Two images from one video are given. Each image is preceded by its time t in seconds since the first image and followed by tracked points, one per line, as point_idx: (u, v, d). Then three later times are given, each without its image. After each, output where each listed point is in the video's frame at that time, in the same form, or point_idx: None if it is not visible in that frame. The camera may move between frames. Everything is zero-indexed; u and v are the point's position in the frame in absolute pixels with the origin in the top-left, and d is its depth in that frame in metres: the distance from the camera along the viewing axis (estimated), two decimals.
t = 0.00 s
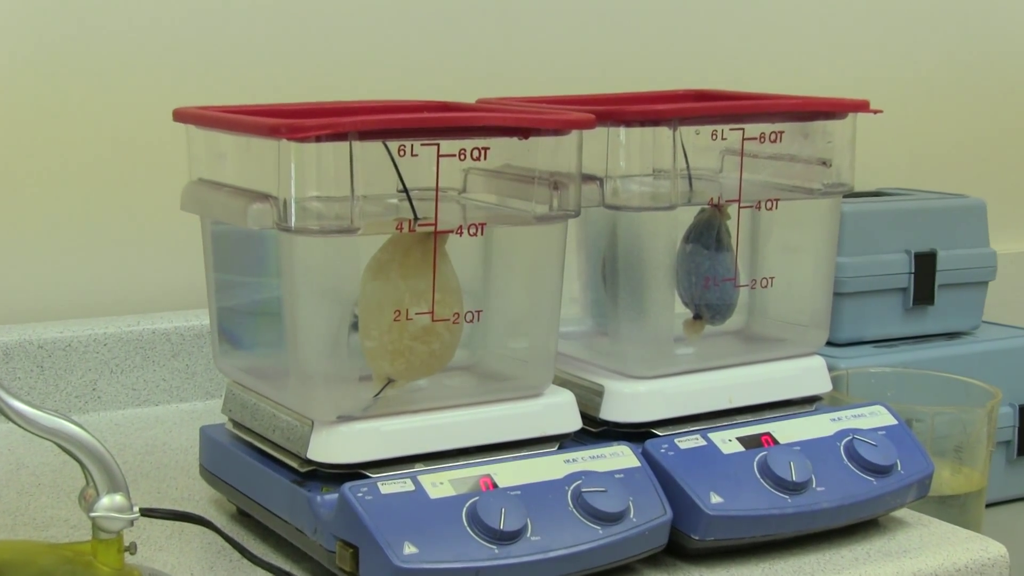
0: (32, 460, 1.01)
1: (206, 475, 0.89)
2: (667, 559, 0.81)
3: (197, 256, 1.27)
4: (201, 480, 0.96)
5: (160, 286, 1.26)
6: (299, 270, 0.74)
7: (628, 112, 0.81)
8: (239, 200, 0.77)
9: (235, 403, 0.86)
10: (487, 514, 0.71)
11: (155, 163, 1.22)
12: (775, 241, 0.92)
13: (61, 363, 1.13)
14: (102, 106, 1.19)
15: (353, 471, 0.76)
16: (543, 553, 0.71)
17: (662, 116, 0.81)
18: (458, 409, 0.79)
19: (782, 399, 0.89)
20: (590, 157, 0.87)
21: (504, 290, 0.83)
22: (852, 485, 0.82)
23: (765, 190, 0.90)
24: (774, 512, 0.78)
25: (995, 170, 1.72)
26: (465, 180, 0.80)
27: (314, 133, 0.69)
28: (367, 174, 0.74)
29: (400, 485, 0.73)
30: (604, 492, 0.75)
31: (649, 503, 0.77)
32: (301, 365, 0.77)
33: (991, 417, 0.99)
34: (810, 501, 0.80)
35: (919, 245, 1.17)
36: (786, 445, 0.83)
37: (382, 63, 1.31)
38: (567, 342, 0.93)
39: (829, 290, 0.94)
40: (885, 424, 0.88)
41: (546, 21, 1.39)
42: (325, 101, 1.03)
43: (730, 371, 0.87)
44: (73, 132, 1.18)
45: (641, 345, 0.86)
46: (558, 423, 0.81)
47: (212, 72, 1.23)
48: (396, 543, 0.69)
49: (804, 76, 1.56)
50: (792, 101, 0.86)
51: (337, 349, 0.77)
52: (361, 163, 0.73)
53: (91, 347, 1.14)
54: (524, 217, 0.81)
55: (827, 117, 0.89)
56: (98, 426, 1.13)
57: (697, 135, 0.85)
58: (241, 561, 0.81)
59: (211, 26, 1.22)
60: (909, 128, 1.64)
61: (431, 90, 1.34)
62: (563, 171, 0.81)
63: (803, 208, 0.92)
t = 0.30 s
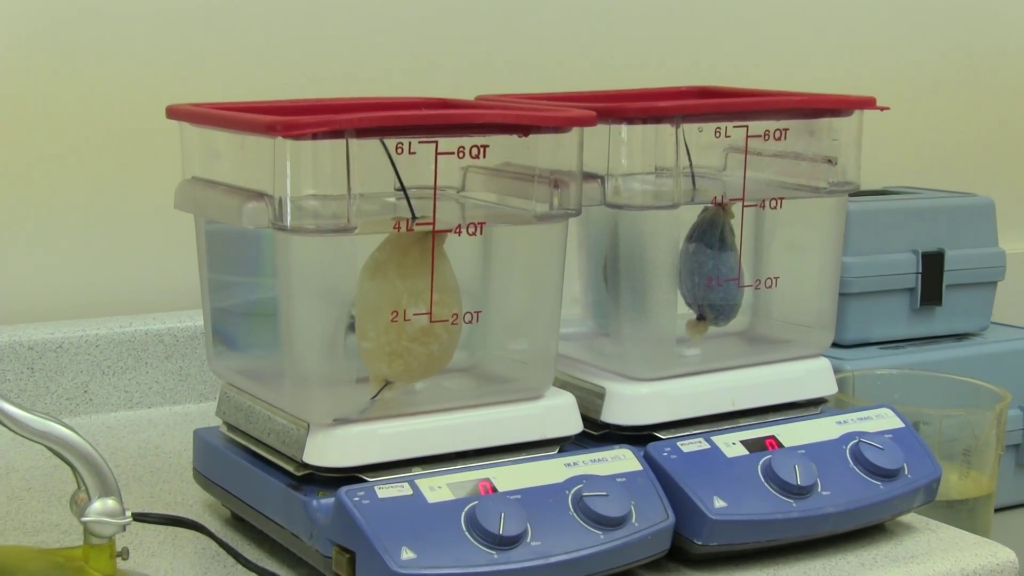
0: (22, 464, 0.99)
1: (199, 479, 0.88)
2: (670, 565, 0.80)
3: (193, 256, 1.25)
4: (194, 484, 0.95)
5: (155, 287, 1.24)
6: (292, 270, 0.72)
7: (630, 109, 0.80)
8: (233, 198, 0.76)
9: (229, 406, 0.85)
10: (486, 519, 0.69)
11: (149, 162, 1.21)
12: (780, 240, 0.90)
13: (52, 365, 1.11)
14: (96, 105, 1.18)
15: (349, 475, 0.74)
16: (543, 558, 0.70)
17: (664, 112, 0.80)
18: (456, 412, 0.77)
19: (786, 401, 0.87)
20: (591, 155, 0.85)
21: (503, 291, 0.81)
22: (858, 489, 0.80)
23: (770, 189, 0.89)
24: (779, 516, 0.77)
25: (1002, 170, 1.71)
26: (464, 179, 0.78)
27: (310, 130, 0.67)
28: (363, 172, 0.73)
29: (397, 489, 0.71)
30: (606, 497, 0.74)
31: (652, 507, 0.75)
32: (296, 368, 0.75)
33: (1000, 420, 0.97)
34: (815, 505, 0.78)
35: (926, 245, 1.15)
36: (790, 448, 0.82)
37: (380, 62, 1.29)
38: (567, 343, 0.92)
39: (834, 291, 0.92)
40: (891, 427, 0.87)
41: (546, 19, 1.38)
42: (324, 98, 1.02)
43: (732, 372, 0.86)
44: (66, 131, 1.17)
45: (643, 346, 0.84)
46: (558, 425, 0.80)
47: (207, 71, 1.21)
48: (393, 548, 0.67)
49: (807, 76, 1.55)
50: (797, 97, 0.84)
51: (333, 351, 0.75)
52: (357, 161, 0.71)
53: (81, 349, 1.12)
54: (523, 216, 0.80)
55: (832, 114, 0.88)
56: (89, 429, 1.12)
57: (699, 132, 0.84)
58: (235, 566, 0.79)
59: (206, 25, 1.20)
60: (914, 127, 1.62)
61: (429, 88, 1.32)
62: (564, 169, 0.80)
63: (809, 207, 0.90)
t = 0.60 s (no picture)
0: (16, 466, 0.98)
1: (195, 482, 0.87)
2: (672, 569, 0.79)
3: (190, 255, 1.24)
4: (190, 487, 0.94)
5: (152, 286, 1.23)
6: (289, 271, 0.71)
7: (631, 107, 0.79)
8: (229, 198, 0.75)
9: (226, 408, 0.84)
10: (485, 522, 0.68)
11: (145, 160, 1.20)
12: (783, 240, 0.89)
13: (46, 366, 1.10)
14: (92, 103, 1.17)
15: (347, 477, 0.73)
16: (544, 561, 0.69)
17: (665, 110, 0.79)
18: (455, 414, 0.76)
19: (789, 402, 0.86)
20: (592, 154, 0.84)
21: (503, 291, 0.80)
22: (861, 492, 0.80)
23: (772, 188, 0.88)
24: (782, 519, 0.76)
25: (1008, 170, 1.69)
26: (462, 178, 0.77)
27: (307, 128, 0.66)
28: (361, 172, 0.71)
29: (395, 492, 0.70)
30: (606, 499, 0.73)
31: (653, 510, 0.74)
32: (293, 370, 0.74)
33: (1006, 420, 0.97)
34: (819, 508, 0.77)
35: (930, 245, 1.14)
36: (793, 451, 0.81)
37: (379, 60, 1.28)
38: (567, 344, 0.91)
39: (837, 291, 0.91)
40: (895, 429, 0.86)
41: (547, 18, 1.37)
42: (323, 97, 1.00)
43: (734, 373, 0.85)
44: (62, 130, 1.16)
45: (644, 347, 0.83)
46: (558, 427, 0.79)
47: (204, 69, 1.20)
48: (391, 552, 0.66)
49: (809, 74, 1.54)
50: (801, 95, 0.83)
51: (331, 352, 0.74)
52: (355, 160, 0.70)
53: (76, 349, 1.12)
54: (523, 216, 0.79)
55: (836, 112, 0.87)
56: (84, 431, 1.11)
57: (701, 131, 0.83)
58: (231, 570, 0.78)
59: (204, 23, 1.19)
60: (918, 127, 1.61)
61: (428, 86, 1.31)
62: (564, 168, 0.78)
63: (812, 207, 0.89)
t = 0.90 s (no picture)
0: (15, 467, 0.98)
1: (195, 483, 0.86)
2: (673, 570, 0.78)
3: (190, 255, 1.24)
4: (189, 488, 0.94)
5: (151, 286, 1.23)
6: (288, 272, 0.71)
7: (631, 106, 0.79)
8: (227, 198, 0.75)
9: (224, 408, 0.84)
10: (485, 523, 0.68)
11: (144, 160, 1.20)
12: (784, 240, 0.89)
13: (44, 367, 1.10)
14: (90, 103, 1.16)
15: (346, 478, 0.73)
16: (544, 562, 0.68)
17: (664, 110, 0.79)
18: (455, 415, 0.76)
19: (790, 403, 0.86)
20: (593, 154, 0.84)
21: (503, 292, 0.80)
22: (862, 492, 0.79)
23: (772, 188, 0.87)
24: (783, 520, 0.76)
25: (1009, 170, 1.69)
26: (462, 178, 0.77)
27: (306, 128, 0.66)
28: (360, 172, 0.71)
29: (395, 493, 0.70)
30: (607, 500, 0.72)
31: (654, 511, 0.74)
32: (292, 370, 0.74)
33: (1007, 422, 0.96)
34: (820, 509, 0.77)
35: (932, 245, 1.14)
36: (794, 451, 0.81)
37: (378, 60, 1.28)
38: (567, 345, 0.91)
39: (838, 292, 0.91)
40: (896, 430, 0.85)
41: (548, 17, 1.36)
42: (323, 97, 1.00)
43: (735, 374, 0.85)
44: (61, 130, 1.16)
45: (644, 348, 0.83)
46: (558, 428, 0.79)
47: (203, 68, 1.20)
48: (391, 553, 0.66)
49: (809, 74, 1.53)
50: (801, 95, 0.83)
51: (330, 353, 0.74)
52: (354, 160, 0.70)
53: (74, 350, 1.11)
54: (523, 216, 0.78)
55: (837, 112, 0.86)
56: (82, 432, 1.11)
57: (702, 130, 0.82)
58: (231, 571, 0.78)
59: (203, 22, 1.19)
60: (919, 126, 1.61)
61: (428, 86, 1.31)
62: (564, 168, 0.78)
63: (814, 206, 0.89)
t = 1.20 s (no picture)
0: (13, 468, 0.98)
1: (194, 483, 0.86)
2: (673, 571, 0.78)
3: (190, 254, 1.24)
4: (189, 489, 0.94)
5: (151, 286, 1.23)
6: (287, 272, 0.71)
7: (631, 106, 0.79)
8: (226, 198, 0.74)
9: (224, 409, 0.83)
10: (485, 523, 0.68)
11: (143, 160, 1.20)
12: (785, 240, 0.89)
13: (43, 367, 1.10)
14: (90, 102, 1.16)
15: (346, 479, 0.73)
16: (544, 562, 0.68)
17: (665, 109, 0.78)
18: (454, 415, 0.76)
19: (790, 404, 0.86)
20: (593, 154, 0.84)
21: (503, 292, 0.79)
22: (863, 493, 0.79)
23: (773, 188, 0.87)
24: (783, 521, 0.75)
25: (1010, 170, 1.69)
26: (462, 178, 0.77)
27: (306, 128, 0.66)
28: (360, 172, 0.71)
29: (394, 493, 0.70)
30: (607, 501, 0.72)
31: (654, 512, 0.74)
32: (291, 371, 0.74)
33: (1008, 422, 0.95)
34: (821, 510, 0.77)
35: (933, 245, 1.13)
36: (794, 452, 0.80)
37: (378, 59, 1.28)
38: (568, 345, 0.90)
39: (839, 292, 0.91)
40: (897, 431, 0.85)
41: (548, 18, 1.36)
42: (322, 97, 1.00)
43: (735, 374, 0.85)
44: (60, 129, 1.16)
45: (645, 348, 0.83)
46: (558, 428, 0.78)
47: (203, 68, 1.20)
48: (390, 554, 0.66)
49: (810, 74, 1.53)
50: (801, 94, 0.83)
51: (330, 353, 0.74)
52: (354, 160, 0.70)
53: (73, 350, 1.11)
54: (523, 216, 0.78)
55: (838, 112, 0.86)
56: (81, 433, 1.10)
57: (702, 130, 0.82)
58: (230, 571, 0.78)
59: (203, 22, 1.19)
60: (920, 127, 1.61)
61: (428, 86, 1.31)
62: (564, 167, 0.78)
63: (814, 207, 0.89)
